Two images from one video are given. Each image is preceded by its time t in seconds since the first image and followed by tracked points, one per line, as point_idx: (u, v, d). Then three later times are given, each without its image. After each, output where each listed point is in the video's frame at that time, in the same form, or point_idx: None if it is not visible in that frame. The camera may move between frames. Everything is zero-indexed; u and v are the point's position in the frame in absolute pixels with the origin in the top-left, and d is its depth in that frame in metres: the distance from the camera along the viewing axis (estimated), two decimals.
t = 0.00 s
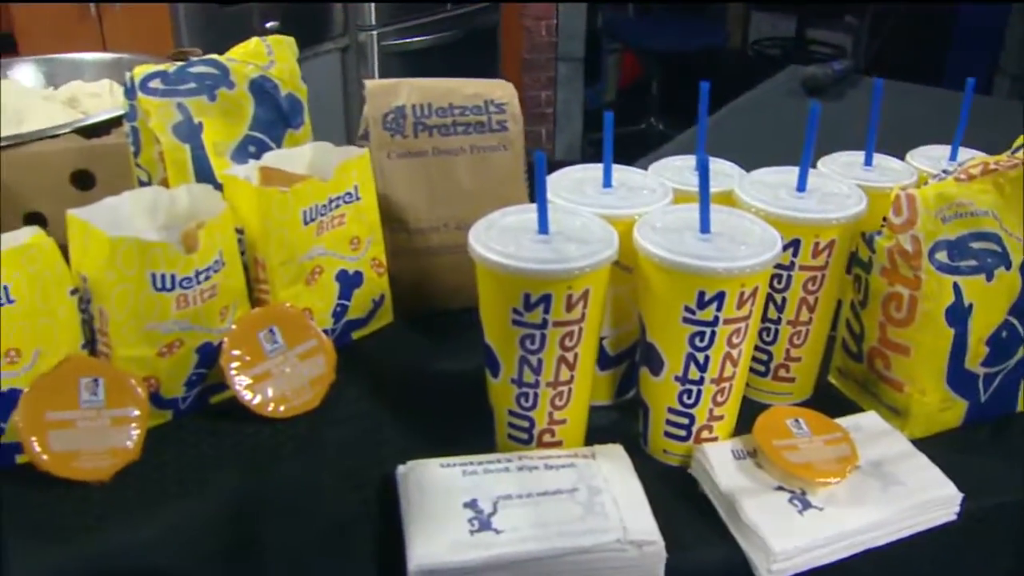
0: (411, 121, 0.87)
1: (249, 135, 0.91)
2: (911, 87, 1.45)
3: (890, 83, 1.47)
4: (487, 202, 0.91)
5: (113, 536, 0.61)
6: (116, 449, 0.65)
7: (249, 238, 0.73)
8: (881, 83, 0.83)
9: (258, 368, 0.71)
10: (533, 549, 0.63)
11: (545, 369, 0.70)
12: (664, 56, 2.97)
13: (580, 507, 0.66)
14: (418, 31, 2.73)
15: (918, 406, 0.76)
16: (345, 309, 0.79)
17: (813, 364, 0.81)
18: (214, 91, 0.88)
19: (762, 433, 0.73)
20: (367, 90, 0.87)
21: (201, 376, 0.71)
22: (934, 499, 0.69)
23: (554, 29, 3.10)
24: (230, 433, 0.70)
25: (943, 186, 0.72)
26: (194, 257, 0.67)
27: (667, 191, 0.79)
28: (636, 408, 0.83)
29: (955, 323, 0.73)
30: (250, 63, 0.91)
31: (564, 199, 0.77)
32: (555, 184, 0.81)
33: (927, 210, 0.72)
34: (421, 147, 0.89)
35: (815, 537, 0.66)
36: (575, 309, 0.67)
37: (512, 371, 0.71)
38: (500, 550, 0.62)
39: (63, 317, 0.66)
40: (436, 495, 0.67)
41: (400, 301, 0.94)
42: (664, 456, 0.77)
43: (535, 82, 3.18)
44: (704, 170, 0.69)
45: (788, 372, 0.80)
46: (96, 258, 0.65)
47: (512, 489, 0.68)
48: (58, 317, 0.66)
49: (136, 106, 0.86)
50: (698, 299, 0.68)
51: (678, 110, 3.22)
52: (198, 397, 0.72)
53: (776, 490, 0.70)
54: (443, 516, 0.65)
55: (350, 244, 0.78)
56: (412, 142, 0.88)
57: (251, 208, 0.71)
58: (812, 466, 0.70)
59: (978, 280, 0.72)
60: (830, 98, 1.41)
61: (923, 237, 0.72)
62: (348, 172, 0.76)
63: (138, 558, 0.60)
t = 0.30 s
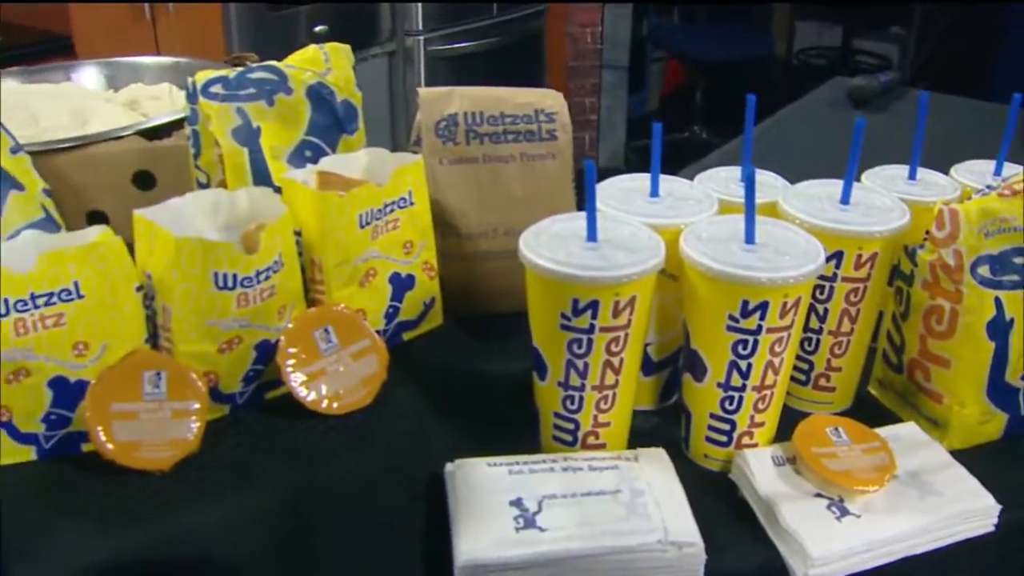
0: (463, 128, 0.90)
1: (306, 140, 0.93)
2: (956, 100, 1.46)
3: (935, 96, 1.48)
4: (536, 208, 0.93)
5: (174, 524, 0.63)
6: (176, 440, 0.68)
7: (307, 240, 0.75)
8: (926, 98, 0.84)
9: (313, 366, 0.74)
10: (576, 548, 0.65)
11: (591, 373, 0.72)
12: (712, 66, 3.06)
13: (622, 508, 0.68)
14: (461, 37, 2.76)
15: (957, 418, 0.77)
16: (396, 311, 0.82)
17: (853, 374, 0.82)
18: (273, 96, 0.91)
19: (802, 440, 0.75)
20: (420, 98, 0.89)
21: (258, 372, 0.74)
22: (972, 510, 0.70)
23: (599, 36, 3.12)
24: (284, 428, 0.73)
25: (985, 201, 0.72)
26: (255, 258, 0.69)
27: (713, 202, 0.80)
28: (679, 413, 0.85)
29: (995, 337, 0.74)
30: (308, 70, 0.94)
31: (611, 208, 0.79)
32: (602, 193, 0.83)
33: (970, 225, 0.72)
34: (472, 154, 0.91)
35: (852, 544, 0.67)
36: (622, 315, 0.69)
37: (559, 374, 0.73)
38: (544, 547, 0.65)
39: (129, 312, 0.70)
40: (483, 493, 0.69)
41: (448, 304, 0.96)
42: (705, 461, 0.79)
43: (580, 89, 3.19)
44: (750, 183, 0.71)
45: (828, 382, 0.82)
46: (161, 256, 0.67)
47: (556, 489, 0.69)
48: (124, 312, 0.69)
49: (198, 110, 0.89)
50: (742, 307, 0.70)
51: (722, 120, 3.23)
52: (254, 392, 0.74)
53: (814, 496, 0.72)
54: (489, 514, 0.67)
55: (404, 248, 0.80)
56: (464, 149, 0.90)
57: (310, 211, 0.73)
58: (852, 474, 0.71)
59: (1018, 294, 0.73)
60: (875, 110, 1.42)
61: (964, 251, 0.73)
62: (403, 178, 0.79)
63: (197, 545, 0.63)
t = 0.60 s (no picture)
0: (510, 136, 0.92)
1: (356, 144, 0.96)
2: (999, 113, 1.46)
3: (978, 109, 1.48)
4: (580, 215, 0.95)
5: (228, 515, 0.66)
6: (230, 434, 0.70)
7: (359, 242, 0.77)
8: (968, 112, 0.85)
9: (363, 364, 0.76)
10: (615, 547, 0.66)
11: (634, 377, 0.73)
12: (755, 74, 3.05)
13: (662, 509, 0.70)
14: (503, 42, 2.78)
15: (995, 430, 0.78)
16: (443, 313, 0.84)
17: (892, 384, 0.83)
18: (325, 101, 0.93)
19: (840, 447, 0.76)
20: (468, 105, 0.92)
21: (309, 369, 0.76)
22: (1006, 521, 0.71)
23: (641, 43, 3.13)
24: (333, 425, 0.75)
25: None
26: (310, 259, 0.72)
27: (756, 212, 0.82)
28: (718, 418, 0.86)
29: None
30: (360, 76, 0.96)
31: (656, 216, 0.81)
32: (646, 201, 0.84)
33: (1010, 239, 0.73)
34: (519, 161, 0.93)
35: (886, 551, 0.69)
36: (665, 321, 0.71)
37: (601, 378, 0.75)
38: (585, 546, 0.66)
39: (186, 309, 0.72)
40: (527, 493, 0.71)
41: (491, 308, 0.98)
42: (743, 466, 0.80)
43: (621, 96, 3.21)
44: (793, 194, 0.72)
45: (866, 391, 0.83)
46: (220, 255, 0.70)
47: (597, 490, 0.71)
48: (182, 310, 0.72)
49: (252, 114, 0.91)
50: (782, 316, 0.71)
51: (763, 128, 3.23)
52: (304, 389, 0.77)
53: (851, 503, 0.73)
54: (532, 512, 0.69)
55: (452, 252, 0.82)
56: (511, 155, 0.93)
57: (363, 215, 0.75)
58: (889, 481, 0.73)
59: None
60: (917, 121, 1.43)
61: (1004, 264, 0.74)
62: (453, 183, 0.81)
63: (249, 536, 0.65)
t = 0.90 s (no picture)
0: (557, 141, 0.94)
1: (405, 147, 0.97)
2: None
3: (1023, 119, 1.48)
4: (625, 221, 0.96)
5: (278, 507, 0.68)
6: (281, 429, 0.72)
7: (409, 243, 0.79)
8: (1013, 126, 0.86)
9: (411, 363, 0.78)
10: (655, 547, 0.68)
11: (676, 381, 0.75)
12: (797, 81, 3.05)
13: (702, 511, 0.71)
14: (545, 48, 2.81)
15: None
16: (489, 315, 0.85)
17: (932, 394, 0.84)
18: (376, 105, 0.95)
19: (880, 455, 0.77)
20: (515, 111, 0.94)
21: (358, 367, 0.78)
22: None
23: (682, 50, 3.12)
24: (379, 423, 0.76)
25: None
26: (361, 259, 0.73)
27: (798, 220, 0.83)
28: (757, 423, 0.87)
29: None
30: (410, 80, 0.98)
31: (700, 224, 0.82)
32: (691, 208, 0.86)
33: None
34: (564, 166, 0.95)
35: (923, 558, 0.70)
36: (709, 326, 0.72)
37: (644, 382, 0.76)
38: (626, 546, 0.67)
39: (241, 306, 0.74)
40: (569, 492, 0.72)
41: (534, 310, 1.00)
42: (782, 471, 0.81)
43: (662, 103, 3.22)
44: (837, 203, 0.73)
45: (905, 400, 0.84)
46: (273, 254, 0.72)
47: (639, 491, 0.72)
48: (236, 306, 0.73)
49: (304, 117, 0.93)
50: (824, 324, 0.72)
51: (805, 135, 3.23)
52: (353, 386, 0.78)
53: (889, 510, 0.74)
54: (574, 511, 0.70)
55: (499, 255, 0.84)
56: (557, 161, 0.95)
57: (414, 218, 0.78)
58: (927, 490, 0.73)
59: None
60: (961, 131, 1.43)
61: None
62: (502, 188, 0.82)
63: (297, 528, 0.67)
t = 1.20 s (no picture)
0: (601, 145, 0.95)
1: (452, 149, 0.99)
2: None
3: None
4: (668, 225, 0.97)
5: (323, 499, 0.69)
6: (328, 422, 0.74)
7: (455, 243, 0.81)
8: None
9: (456, 361, 0.79)
10: (693, 546, 0.68)
11: (717, 383, 0.76)
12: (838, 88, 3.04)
13: (740, 513, 0.72)
14: (586, 51, 2.83)
15: None
16: (533, 314, 0.86)
17: (972, 402, 0.84)
18: (423, 106, 0.97)
19: (919, 461, 0.77)
20: (561, 114, 0.95)
21: (404, 363, 0.79)
22: None
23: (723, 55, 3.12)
24: (424, 418, 0.78)
25: None
26: (410, 258, 0.75)
27: (841, 226, 0.83)
28: (796, 428, 0.88)
29: None
30: (458, 83, 0.99)
31: (743, 228, 0.83)
32: (733, 213, 0.86)
33: None
34: (608, 170, 0.96)
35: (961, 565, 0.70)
36: (750, 330, 0.73)
37: (685, 384, 0.77)
38: (664, 545, 0.68)
39: (291, 302, 0.75)
40: (609, 490, 0.73)
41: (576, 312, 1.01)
42: (821, 475, 0.82)
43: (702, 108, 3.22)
44: (880, 210, 0.73)
45: (946, 407, 0.84)
46: (324, 251, 0.73)
47: (678, 491, 0.73)
48: (286, 302, 0.75)
49: (353, 117, 0.95)
50: (865, 329, 0.73)
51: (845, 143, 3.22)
52: (398, 382, 0.80)
53: (927, 517, 0.74)
54: (614, 510, 0.71)
55: (544, 256, 0.85)
56: (601, 164, 0.96)
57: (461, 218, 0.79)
58: (966, 496, 0.74)
59: None
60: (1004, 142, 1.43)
61: None
62: (548, 190, 0.83)
63: (341, 520, 0.68)
